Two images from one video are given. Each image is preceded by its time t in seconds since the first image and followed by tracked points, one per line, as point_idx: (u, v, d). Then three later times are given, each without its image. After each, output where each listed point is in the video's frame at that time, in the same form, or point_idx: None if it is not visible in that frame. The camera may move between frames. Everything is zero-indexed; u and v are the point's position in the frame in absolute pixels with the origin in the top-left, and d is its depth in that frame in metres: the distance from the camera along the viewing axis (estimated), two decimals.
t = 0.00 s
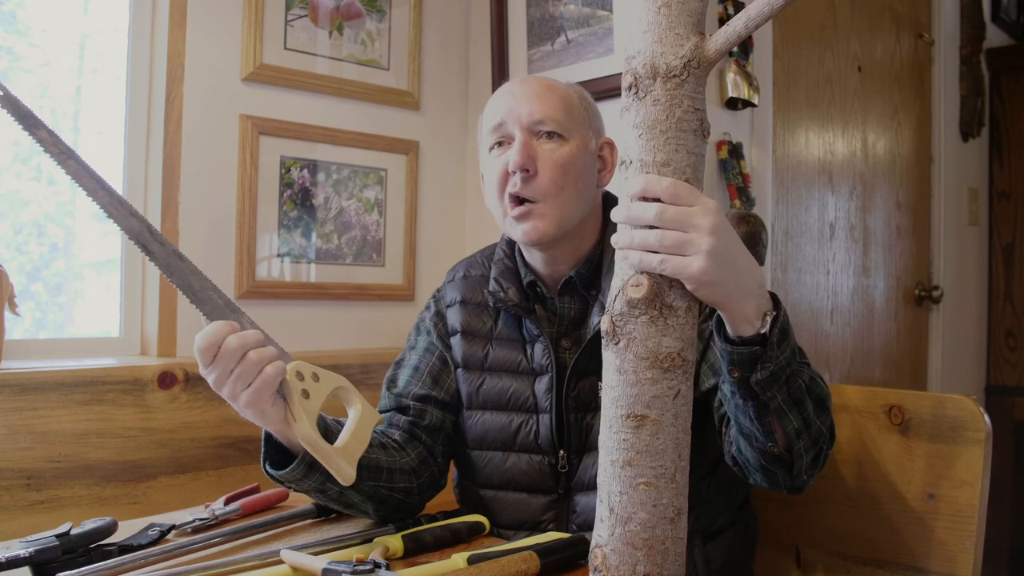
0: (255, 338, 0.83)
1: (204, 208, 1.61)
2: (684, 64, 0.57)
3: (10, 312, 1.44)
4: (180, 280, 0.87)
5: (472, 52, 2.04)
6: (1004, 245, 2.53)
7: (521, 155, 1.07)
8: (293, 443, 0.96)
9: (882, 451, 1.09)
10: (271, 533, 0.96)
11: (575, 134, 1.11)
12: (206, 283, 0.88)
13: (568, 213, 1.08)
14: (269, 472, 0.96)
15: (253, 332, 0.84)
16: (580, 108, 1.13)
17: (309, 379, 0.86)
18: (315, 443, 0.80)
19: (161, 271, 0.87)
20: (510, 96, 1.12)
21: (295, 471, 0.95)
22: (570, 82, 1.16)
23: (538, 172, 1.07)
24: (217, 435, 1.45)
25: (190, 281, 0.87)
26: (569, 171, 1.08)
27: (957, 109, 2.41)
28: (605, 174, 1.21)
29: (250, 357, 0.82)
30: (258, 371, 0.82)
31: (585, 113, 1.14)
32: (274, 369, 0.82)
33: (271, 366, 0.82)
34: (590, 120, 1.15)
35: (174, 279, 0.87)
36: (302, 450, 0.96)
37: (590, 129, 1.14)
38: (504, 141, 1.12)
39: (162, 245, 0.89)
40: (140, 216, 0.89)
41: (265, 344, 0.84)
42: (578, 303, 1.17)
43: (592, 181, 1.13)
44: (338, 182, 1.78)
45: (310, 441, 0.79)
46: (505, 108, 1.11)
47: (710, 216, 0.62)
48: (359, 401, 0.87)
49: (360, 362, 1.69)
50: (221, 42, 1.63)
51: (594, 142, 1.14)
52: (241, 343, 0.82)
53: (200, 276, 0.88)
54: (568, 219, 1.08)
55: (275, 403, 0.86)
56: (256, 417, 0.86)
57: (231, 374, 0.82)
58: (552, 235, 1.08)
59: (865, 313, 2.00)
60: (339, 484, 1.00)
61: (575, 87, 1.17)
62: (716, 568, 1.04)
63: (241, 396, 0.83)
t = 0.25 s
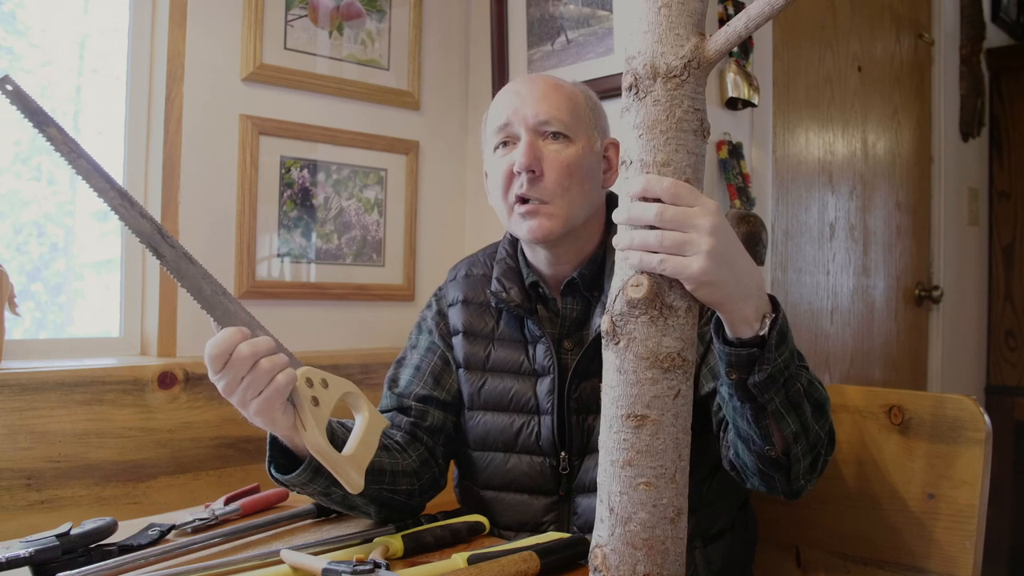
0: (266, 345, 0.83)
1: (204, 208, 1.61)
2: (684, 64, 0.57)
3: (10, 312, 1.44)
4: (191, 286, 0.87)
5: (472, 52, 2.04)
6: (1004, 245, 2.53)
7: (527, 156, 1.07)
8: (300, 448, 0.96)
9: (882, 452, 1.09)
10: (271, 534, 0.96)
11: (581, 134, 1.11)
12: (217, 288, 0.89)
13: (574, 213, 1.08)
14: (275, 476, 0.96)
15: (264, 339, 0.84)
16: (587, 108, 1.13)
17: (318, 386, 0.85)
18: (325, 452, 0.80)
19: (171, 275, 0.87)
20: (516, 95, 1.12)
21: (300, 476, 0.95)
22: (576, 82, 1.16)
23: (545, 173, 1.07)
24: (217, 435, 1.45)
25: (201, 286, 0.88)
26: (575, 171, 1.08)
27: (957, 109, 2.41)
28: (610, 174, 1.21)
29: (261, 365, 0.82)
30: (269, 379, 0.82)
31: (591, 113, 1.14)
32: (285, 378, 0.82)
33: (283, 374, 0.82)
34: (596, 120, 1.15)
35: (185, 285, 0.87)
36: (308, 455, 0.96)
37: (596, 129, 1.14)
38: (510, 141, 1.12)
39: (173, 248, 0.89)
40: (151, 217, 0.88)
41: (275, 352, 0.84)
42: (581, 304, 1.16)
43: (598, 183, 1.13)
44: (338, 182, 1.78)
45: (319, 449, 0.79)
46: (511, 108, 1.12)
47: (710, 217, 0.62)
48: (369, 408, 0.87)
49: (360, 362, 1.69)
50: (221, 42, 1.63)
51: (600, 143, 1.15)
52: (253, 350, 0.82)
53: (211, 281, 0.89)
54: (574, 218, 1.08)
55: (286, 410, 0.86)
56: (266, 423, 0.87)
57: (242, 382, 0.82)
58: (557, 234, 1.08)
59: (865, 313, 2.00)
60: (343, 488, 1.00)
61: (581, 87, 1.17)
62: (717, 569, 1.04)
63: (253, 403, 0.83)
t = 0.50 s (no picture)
0: (267, 347, 0.83)
1: (204, 208, 1.61)
2: (684, 63, 0.57)
3: (10, 312, 1.44)
4: (191, 287, 0.87)
5: (472, 52, 2.04)
6: (1004, 245, 2.53)
7: (529, 157, 1.07)
8: (301, 449, 0.96)
9: (882, 452, 1.09)
10: (271, 534, 0.96)
11: (583, 135, 1.11)
12: (217, 290, 0.89)
13: (576, 213, 1.08)
14: (275, 477, 0.96)
15: (265, 342, 0.84)
16: (589, 108, 1.13)
17: (319, 387, 0.85)
18: (326, 453, 0.80)
19: (172, 277, 0.87)
20: (518, 96, 1.12)
21: (302, 477, 0.96)
22: (578, 81, 1.16)
23: (546, 173, 1.07)
24: (217, 435, 1.45)
25: (202, 288, 0.88)
26: (576, 171, 1.08)
27: (957, 109, 2.40)
28: (612, 173, 1.21)
29: (262, 368, 0.82)
30: (270, 381, 0.82)
31: (593, 113, 1.14)
32: (286, 380, 0.82)
33: (283, 377, 0.82)
34: (598, 120, 1.15)
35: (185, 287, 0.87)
36: (309, 456, 0.96)
37: (598, 130, 1.14)
38: (511, 142, 1.12)
39: (173, 250, 0.89)
40: (151, 220, 0.89)
41: (276, 354, 0.84)
42: (581, 304, 1.16)
43: (599, 183, 1.13)
44: (338, 182, 1.78)
45: (321, 451, 0.79)
46: (513, 108, 1.12)
47: (710, 216, 0.62)
48: (369, 409, 0.87)
49: (360, 362, 1.69)
50: (221, 42, 1.63)
51: (601, 143, 1.15)
52: (254, 353, 0.82)
53: (211, 283, 0.88)
54: (576, 218, 1.08)
55: (287, 412, 0.86)
56: (266, 425, 0.87)
57: (243, 384, 0.82)
58: (559, 234, 1.08)
59: (865, 313, 2.00)
60: (343, 488, 1.00)
61: (584, 86, 1.16)
62: (717, 569, 1.04)
63: (254, 406, 0.83)
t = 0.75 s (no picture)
0: (265, 347, 0.83)
1: (204, 208, 1.61)
2: (683, 62, 0.57)
3: (10, 312, 1.44)
4: (189, 288, 0.87)
5: (472, 52, 2.04)
6: (1004, 245, 2.53)
7: (526, 164, 1.07)
8: (300, 448, 0.96)
9: (882, 452, 1.09)
10: (271, 534, 0.96)
11: (579, 137, 1.11)
12: (214, 291, 0.89)
13: (575, 217, 1.09)
14: (275, 476, 0.96)
15: (263, 341, 0.84)
16: (584, 108, 1.13)
17: (318, 386, 0.85)
18: (326, 452, 0.80)
19: (167, 278, 0.87)
20: (513, 101, 1.11)
21: (301, 476, 0.95)
22: (572, 80, 1.15)
23: (543, 181, 1.08)
24: (217, 435, 1.45)
25: (198, 289, 0.87)
26: (574, 175, 1.08)
27: (957, 109, 2.40)
28: (610, 171, 1.21)
29: (261, 368, 0.82)
30: (268, 381, 0.82)
31: (589, 113, 1.13)
32: (284, 380, 0.82)
33: (281, 376, 0.82)
34: (595, 118, 1.15)
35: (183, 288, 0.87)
36: (309, 455, 0.96)
37: (595, 128, 1.14)
38: (507, 148, 1.12)
39: (170, 252, 0.89)
40: (147, 223, 0.89)
41: (274, 354, 0.84)
42: (582, 303, 1.16)
43: (598, 181, 1.13)
44: (338, 182, 1.78)
45: (320, 450, 0.79)
46: (508, 114, 1.11)
47: (710, 216, 0.62)
48: (368, 408, 0.87)
49: (360, 362, 1.69)
50: (221, 41, 1.63)
51: (598, 141, 1.14)
52: (252, 353, 0.82)
53: (208, 284, 0.88)
54: (576, 221, 1.09)
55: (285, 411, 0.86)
56: (265, 424, 0.87)
57: (241, 384, 0.82)
58: (558, 240, 1.08)
59: (865, 313, 2.00)
60: (343, 488, 1.00)
61: (579, 86, 1.16)
62: (717, 569, 1.04)
63: (252, 405, 0.83)
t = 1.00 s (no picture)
0: (264, 344, 0.84)
1: (204, 209, 1.61)
2: (683, 62, 0.57)
3: (10, 312, 1.44)
4: (188, 286, 0.87)
5: (472, 52, 2.04)
6: (1004, 245, 2.53)
7: (527, 166, 1.07)
8: (299, 447, 0.96)
9: (882, 452, 1.09)
10: (271, 534, 0.96)
11: (580, 138, 1.11)
12: (213, 289, 0.89)
13: (576, 217, 1.09)
14: (275, 475, 0.96)
15: (261, 338, 0.84)
16: (584, 108, 1.12)
17: (317, 385, 0.85)
18: (325, 450, 0.79)
19: (167, 276, 0.87)
20: (513, 102, 1.11)
21: (301, 475, 0.95)
22: (572, 80, 1.15)
23: (545, 182, 1.08)
24: (217, 435, 1.45)
25: (198, 287, 0.88)
26: (575, 176, 1.09)
27: (957, 109, 2.41)
28: (610, 171, 1.21)
29: (259, 364, 0.82)
30: (266, 378, 0.82)
31: (589, 113, 1.13)
32: (282, 376, 0.82)
33: (279, 372, 0.82)
34: (596, 119, 1.15)
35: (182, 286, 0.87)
36: (309, 454, 0.96)
37: (595, 128, 1.14)
38: (509, 148, 1.12)
39: (169, 250, 0.89)
40: (147, 221, 0.89)
41: (272, 351, 0.84)
42: (580, 302, 1.16)
43: (599, 181, 1.13)
44: (338, 182, 1.78)
45: (319, 449, 0.79)
46: (508, 115, 1.11)
47: (711, 216, 0.62)
48: (367, 406, 0.87)
49: (360, 362, 1.69)
50: (221, 42, 1.63)
51: (598, 141, 1.14)
52: (251, 349, 0.82)
53: (207, 283, 0.88)
54: (576, 222, 1.09)
55: (283, 408, 0.86)
56: (263, 422, 0.87)
57: (239, 380, 0.82)
58: (560, 239, 1.08)
59: (865, 313, 2.00)
60: (343, 487, 1.00)
61: (580, 85, 1.16)
62: (717, 568, 1.04)
63: (250, 402, 0.83)
